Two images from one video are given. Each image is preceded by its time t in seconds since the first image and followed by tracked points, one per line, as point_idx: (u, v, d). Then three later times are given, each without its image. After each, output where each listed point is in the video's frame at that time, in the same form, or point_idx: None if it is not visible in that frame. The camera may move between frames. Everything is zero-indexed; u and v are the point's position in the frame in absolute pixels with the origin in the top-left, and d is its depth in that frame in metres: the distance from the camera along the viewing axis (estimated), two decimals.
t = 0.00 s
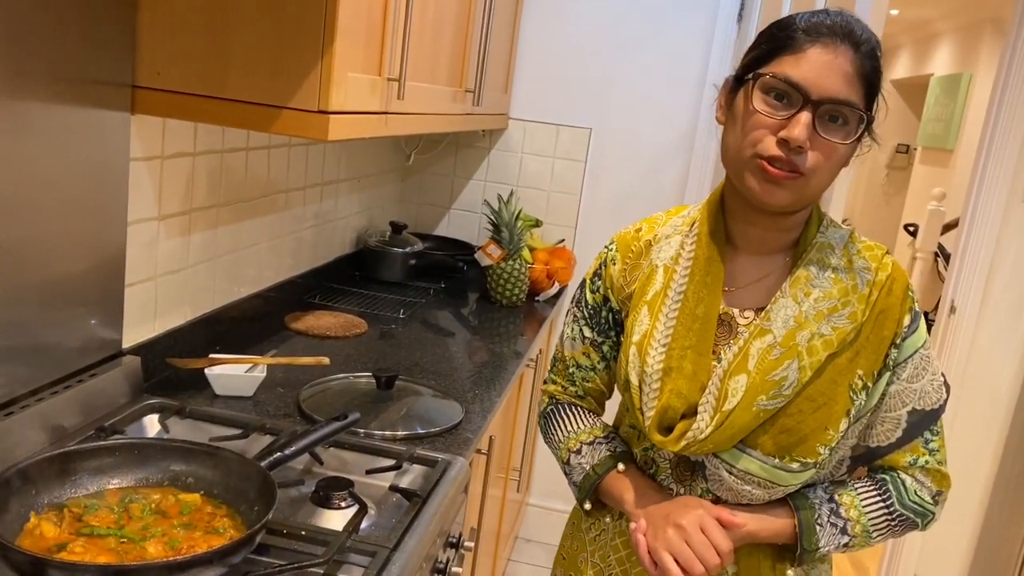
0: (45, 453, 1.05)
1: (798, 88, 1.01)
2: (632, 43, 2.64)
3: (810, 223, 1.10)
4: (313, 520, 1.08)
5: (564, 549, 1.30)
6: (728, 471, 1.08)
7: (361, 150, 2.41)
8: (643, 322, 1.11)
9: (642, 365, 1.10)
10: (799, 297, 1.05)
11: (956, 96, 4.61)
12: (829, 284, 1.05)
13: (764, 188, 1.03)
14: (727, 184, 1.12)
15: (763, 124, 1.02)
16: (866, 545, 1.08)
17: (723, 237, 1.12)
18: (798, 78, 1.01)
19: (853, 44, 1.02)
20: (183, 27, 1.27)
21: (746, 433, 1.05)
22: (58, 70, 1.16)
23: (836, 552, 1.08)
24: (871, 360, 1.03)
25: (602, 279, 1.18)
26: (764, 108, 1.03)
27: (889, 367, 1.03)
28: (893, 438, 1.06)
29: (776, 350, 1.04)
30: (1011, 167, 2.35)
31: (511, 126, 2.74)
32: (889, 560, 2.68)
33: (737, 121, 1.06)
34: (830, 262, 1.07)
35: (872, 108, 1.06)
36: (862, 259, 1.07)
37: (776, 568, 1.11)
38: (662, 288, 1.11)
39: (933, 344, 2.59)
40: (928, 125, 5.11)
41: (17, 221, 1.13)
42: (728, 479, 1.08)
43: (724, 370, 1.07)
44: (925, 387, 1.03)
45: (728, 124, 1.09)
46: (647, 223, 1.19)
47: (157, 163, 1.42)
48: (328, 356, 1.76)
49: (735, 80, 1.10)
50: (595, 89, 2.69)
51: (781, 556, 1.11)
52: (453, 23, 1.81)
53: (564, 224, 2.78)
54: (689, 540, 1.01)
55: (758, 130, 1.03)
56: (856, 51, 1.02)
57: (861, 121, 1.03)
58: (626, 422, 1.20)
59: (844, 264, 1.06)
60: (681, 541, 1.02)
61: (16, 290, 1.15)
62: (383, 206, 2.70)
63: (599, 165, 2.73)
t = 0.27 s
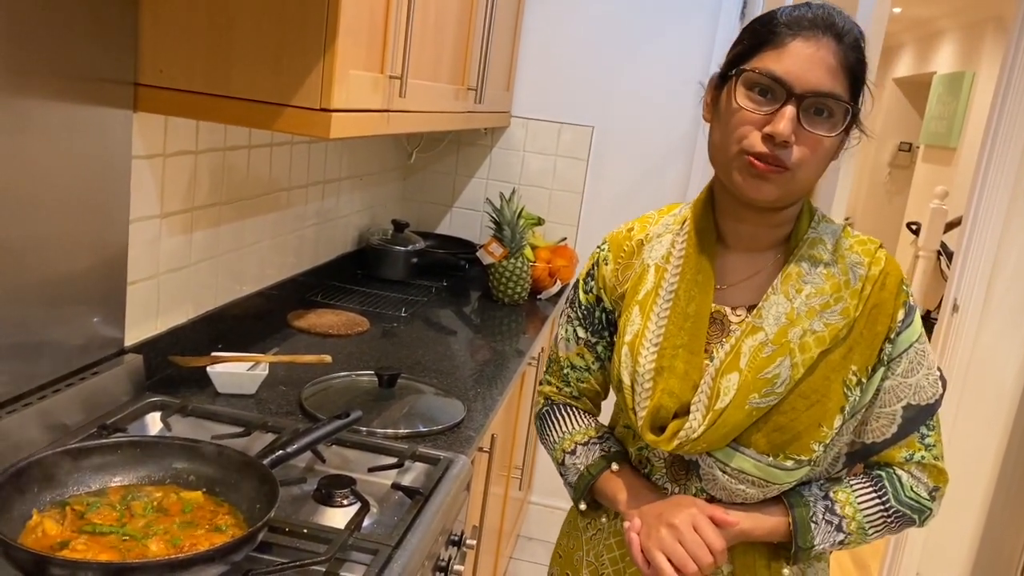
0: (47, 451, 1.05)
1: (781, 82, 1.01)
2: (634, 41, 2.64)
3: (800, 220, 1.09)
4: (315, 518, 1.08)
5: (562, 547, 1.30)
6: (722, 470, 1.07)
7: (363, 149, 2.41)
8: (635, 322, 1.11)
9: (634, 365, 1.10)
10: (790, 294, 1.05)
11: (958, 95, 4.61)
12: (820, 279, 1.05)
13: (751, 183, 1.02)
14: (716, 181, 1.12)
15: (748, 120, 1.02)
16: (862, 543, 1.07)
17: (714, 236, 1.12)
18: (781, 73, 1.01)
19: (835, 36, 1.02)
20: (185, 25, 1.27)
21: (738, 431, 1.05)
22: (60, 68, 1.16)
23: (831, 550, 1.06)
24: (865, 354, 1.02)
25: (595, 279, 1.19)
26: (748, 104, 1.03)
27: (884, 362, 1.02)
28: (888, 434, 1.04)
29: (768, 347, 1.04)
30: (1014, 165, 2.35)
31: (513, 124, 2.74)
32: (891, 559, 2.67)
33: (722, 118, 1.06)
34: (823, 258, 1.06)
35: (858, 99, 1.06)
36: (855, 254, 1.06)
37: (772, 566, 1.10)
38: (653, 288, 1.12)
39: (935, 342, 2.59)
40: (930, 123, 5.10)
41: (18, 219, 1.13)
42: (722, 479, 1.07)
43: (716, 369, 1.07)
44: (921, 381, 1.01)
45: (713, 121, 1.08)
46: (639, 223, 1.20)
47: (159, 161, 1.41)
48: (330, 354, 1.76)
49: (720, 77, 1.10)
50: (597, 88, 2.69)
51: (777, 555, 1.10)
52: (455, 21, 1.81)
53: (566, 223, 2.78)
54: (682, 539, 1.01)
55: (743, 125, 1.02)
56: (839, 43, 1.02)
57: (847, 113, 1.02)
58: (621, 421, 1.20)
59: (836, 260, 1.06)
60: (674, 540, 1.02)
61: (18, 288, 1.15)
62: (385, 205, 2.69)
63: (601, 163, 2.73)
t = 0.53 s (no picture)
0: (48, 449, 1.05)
1: (764, 78, 1.01)
2: (637, 39, 2.63)
3: (793, 220, 1.09)
4: (317, 516, 1.08)
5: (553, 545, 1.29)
6: (711, 468, 1.07)
7: (365, 147, 2.41)
8: (626, 318, 1.12)
9: (624, 362, 1.11)
10: (782, 290, 1.05)
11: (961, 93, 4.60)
12: (813, 277, 1.04)
13: (739, 180, 1.02)
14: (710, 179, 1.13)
15: (733, 117, 1.02)
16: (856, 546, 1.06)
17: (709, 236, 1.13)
18: (763, 69, 1.01)
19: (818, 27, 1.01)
20: (187, 23, 1.26)
21: (727, 429, 1.04)
22: (62, 66, 1.16)
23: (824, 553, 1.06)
24: (859, 353, 1.01)
25: (589, 278, 1.19)
26: (733, 101, 1.02)
27: (879, 361, 1.02)
28: (884, 434, 1.03)
29: (757, 345, 1.03)
30: (1017, 161, 2.34)
31: (515, 122, 2.74)
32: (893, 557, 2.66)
33: (708, 116, 1.06)
34: (816, 255, 1.05)
35: (846, 92, 1.05)
36: (850, 252, 1.05)
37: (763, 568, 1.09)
38: (645, 286, 1.12)
39: (937, 340, 2.57)
40: (933, 121, 5.09)
41: (19, 217, 1.13)
42: (711, 477, 1.07)
43: (705, 366, 1.07)
44: (917, 381, 1.00)
45: (701, 121, 1.08)
46: (634, 222, 1.21)
47: (161, 159, 1.41)
48: (333, 352, 1.75)
49: (706, 76, 1.09)
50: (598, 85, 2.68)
51: (767, 556, 1.10)
52: (457, 18, 1.81)
53: (568, 221, 2.77)
54: (667, 537, 1.01)
55: (728, 123, 1.02)
56: (822, 37, 1.01)
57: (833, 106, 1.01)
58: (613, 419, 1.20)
59: (830, 257, 1.05)
60: (659, 539, 1.01)
61: (20, 287, 1.15)
62: (387, 203, 2.69)
63: (603, 161, 2.73)
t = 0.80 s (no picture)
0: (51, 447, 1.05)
1: (695, 90, 1.03)
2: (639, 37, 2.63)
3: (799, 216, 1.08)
4: (319, 514, 1.08)
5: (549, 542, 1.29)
6: (701, 465, 1.07)
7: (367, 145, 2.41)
8: (626, 311, 1.14)
9: (621, 355, 1.12)
10: (782, 290, 1.05)
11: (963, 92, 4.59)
12: (816, 278, 1.04)
13: (694, 192, 1.05)
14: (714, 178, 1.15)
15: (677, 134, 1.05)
16: (848, 555, 1.05)
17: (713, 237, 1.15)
18: (692, 83, 1.03)
19: (761, 28, 1.00)
20: (189, 20, 1.26)
21: (720, 425, 1.05)
22: (64, 64, 1.16)
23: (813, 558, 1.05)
24: (859, 358, 1.01)
25: (596, 274, 1.23)
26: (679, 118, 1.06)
27: (881, 367, 1.01)
28: (883, 443, 1.02)
29: (754, 342, 1.03)
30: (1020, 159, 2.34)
31: (517, 120, 2.74)
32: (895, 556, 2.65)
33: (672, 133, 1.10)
34: (821, 257, 1.05)
35: (802, 75, 1.01)
36: (857, 256, 1.04)
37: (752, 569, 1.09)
38: (647, 281, 1.14)
39: (938, 339, 2.57)
40: (936, 120, 5.08)
41: (21, 216, 1.13)
42: (702, 474, 1.07)
43: (700, 361, 1.07)
44: (921, 391, 1.00)
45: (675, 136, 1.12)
46: (644, 220, 1.23)
47: (163, 156, 1.41)
48: (335, 350, 1.75)
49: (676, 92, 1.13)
50: (600, 83, 2.68)
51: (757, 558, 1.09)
52: (459, 16, 1.81)
53: (571, 219, 2.77)
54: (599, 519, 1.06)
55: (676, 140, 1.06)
56: (749, 33, 1.00)
57: (770, 99, 0.99)
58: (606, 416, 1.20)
59: (835, 260, 1.04)
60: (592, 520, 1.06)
61: (23, 285, 1.15)
62: (388, 201, 2.69)
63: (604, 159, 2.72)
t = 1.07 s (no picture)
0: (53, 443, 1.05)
1: (656, 100, 1.05)
2: (641, 35, 2.63)
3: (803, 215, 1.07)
4: (320, 512, 1.08)
5: (547, 540, 1.29)
6: (694, 465, 1.07)
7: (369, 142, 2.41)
8: (624, 308, 1.14)
9: (617, 352, 1.13)
10: (782, 292, 1.04)
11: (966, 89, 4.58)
12: (816, 281, 1.03)
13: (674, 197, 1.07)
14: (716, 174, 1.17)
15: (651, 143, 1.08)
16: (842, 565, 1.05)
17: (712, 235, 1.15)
18: (654, 92, 1.06)
19: (704, 31, 1.01)
20: (190, 17, 1.26)
21: (712, 426, 1.04)
22: (65, 61, 1.16)
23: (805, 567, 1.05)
24: (858, 364, 1.00)
25: (599, 267, 1.25)
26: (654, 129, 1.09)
27: (882, 374, 1.01)
28: (883, 451, 1.02)
29: (750, 343, 1.03)
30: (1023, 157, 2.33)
31: (519, 118, 2.74)
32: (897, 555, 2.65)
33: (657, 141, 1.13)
34: (822, 259, 1.05)
35: (755, 66, 1.00)
36: (861, 260, 1.03)
37: None
38: (646, 277, 1.15)
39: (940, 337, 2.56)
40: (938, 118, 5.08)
41: (23, 214, 1.13)
42: (694, 475, 1.07)
43: (694, 362, 1.07)
44: (924, 400, 0.99)
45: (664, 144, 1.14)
46: (651, 217, 1.25)
47: (165, 154, 1.41)
48: (336, 348, 1.75)
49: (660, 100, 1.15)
50: (602, 81, 2.68)
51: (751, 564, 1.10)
52: (461, 13, 1.80)
53: (572, 217, 2.77)
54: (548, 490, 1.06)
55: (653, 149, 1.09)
56: (697, 37, 1.01)
57: (721, 96, 1.00)
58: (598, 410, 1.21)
59: (838, 264, 1.04)
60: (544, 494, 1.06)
61: (25, 283, 1.15)
62: (390, 199, 2.69)
63: (606, 157, 2.72)
